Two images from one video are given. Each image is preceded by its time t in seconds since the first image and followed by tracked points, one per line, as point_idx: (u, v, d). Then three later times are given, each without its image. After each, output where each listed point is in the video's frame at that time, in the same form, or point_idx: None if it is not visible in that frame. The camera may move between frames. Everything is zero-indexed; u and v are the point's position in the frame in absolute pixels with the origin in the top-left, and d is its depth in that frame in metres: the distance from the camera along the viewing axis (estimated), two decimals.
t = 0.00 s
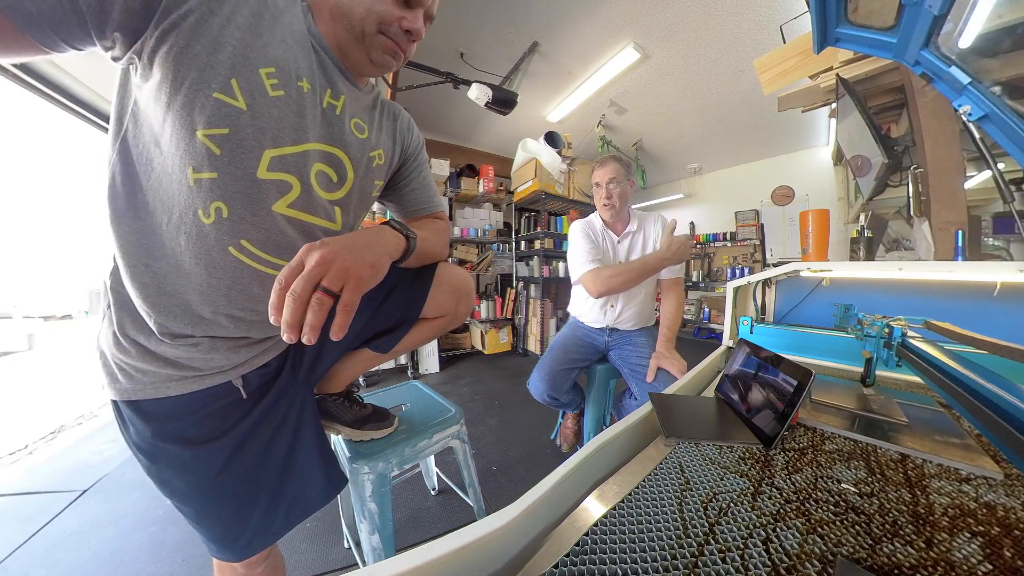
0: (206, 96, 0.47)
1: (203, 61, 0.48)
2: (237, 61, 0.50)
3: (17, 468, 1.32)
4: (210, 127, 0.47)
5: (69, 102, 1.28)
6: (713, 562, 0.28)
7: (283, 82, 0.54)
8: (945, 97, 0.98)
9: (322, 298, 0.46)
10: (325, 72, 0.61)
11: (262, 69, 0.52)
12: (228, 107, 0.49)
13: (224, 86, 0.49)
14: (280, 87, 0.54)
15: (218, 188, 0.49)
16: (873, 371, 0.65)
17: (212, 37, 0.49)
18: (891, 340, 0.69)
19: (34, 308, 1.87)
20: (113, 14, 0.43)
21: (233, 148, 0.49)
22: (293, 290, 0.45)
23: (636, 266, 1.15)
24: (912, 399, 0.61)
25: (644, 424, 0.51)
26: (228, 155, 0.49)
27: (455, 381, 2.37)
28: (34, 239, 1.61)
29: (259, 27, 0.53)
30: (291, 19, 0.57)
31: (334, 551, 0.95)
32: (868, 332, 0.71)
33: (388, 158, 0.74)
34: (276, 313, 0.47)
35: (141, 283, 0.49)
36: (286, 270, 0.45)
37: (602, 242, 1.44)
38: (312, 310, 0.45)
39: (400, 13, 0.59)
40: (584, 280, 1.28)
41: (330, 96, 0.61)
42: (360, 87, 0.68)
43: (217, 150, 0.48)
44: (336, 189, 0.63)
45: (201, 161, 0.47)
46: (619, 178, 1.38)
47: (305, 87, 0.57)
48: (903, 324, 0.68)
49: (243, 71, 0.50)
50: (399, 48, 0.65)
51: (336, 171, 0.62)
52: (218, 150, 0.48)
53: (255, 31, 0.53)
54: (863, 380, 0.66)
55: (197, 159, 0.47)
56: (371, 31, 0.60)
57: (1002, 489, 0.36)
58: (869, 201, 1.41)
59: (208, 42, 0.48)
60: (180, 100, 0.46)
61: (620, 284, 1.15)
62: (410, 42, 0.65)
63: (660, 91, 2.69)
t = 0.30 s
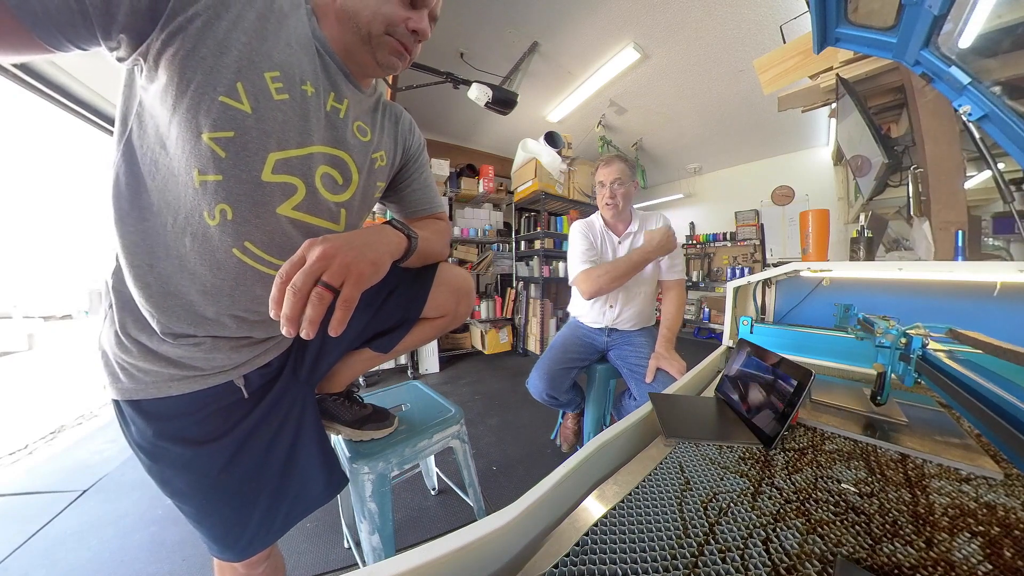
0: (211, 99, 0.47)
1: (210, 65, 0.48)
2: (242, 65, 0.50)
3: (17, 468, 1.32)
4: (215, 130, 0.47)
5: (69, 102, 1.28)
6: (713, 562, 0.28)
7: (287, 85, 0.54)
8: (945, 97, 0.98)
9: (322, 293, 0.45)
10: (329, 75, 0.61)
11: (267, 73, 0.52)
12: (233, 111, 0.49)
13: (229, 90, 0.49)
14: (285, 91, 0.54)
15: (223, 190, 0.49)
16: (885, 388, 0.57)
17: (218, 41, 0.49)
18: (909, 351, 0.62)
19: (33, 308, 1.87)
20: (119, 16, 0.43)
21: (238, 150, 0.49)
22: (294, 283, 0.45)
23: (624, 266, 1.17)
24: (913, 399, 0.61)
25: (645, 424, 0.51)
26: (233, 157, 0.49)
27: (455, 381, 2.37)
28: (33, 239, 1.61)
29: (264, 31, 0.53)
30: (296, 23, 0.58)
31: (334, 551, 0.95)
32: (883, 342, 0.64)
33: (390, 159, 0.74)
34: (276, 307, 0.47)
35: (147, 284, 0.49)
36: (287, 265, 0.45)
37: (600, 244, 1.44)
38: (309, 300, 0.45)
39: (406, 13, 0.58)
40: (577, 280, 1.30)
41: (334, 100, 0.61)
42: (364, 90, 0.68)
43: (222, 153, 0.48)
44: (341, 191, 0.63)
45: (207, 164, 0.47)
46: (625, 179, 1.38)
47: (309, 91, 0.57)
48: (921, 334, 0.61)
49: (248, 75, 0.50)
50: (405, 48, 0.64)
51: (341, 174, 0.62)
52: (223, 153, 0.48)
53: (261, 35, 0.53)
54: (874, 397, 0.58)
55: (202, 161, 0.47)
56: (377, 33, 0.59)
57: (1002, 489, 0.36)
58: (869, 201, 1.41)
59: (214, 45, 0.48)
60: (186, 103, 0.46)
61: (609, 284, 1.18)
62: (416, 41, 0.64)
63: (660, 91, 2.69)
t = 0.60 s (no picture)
0: (214, 102, 0.47)
1: (212, 67, 0.48)
2: (245, 67, 0.50)
3: (17, 468, 1.32)
4: (218, 132, 0.47)
5: (69, 102, 1.28)
6: (713, 562, 0.28)
7: (289, 88, 0.54)
8: (946, 97, 0.98)
9: (323, 291, 0.45)
10: (331, 78, 0.61)
11: (270, 76, 0.52)
12: (236, 113, 0.49)
13: (232, 92, 0.49)
14: (287, 93, 0.54)
15: (226, 192, 0.49)
16: (874, 372, 0.65)
17: (221, 43, 0.49)
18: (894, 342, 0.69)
19: (33, 308, 1.87)
20: (122, 18, 0.42)
21: (241, 153, 0.49)
22: (295, 281, 0.45)
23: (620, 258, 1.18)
24: (912, 399, 0.61)
25: (645, 423, 0.51)
26: (235, 159, 0.49)
27: (455, 381, 2.37)
28: (33, 239, 1.61)
29: (267, 34, 0.53)
30: (298, 26, 0.58)
31: (334, 551, 0.95)
32: (871, 334, 0.71)
33: (390, 161, 0.74)
34: (276, 305, 0.46)
35: (149, 285, 0.49)
36: (288, 264, 0.45)
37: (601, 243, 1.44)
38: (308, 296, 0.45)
39: (419, 29, 0.62)
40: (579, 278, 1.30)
41: (335, 102, 0.61)
42: (365, 92, 0.68)
43: (225, 155, 0.48)
44: (344, 192, 0.63)
45: (210, 165, 0.47)
46: (627, 179, 1.37)
47: (312, 94, 0.57)
48: (906, 326, 0.67)
49: (251, 78, 0.50)
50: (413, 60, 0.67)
51: (344, 175, 0.62)
52: (226, 155, 0.48)
53: (263, 37, 0.53)
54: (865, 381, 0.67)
55: (205, 163, 0.47)
56: (392, 47, 0.62)
57: (1002, 489, 0.36)
58: (869, 201, 1.41)
59: (217, 48, 0.48)
60: (189, 106, 0.46)
61: (610, 280, 1.18)
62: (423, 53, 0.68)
63: (660, 91, 2.69)
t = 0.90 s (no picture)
0: (214, 104, 0.47)
1: (213, 69, 0.48)
2: (246, 69, 0.50)
3: (17, 468, 1.32)
4: (218, 133, 0.47)
5: (69, 102, 1.28)
6: (713, 562, 0.28)
7: (290, 90, 0.54)
8: (945, 97, 0.98)
9: (323, 290, 0.45)
10: (331, 79, 0.61)
11: (270, 77, 0.52)
12: (236, 114, 0.49)
13: (233, 94, 0.49)
14: (288, 95, 0.54)
15: (227, 193, 0.49)
16: (871, 368, 0.68)
17: (222, 44, 0.49)
18: (889, 338, 0.71)
19: (33, 308, 1.87)
20: (124, 19, 0.42)
21: (241, 154, 0.49)
22: (294, 281, 0.45)
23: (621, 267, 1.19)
24: (912, 399, 0.61)
25: (645, 424, 0.51)
26: (236, 160, 0.49)
27: (455, 381, 2.37)
28: (33, 239, 1.61)
29: (268, 35, 0.53)
30: (299, 27, 0.58)
31: (334, 551, 0.95)
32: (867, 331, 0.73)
33: (390, 161, 0.74)
34: (276, 304, 0.46)
35: (150, 285, 0.49)
36: (287, 263, 0.45)
37: (600, 244, 1.45)
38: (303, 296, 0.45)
39: (423, 37, 0.64)
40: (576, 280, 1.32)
41: (335, 104, 0.61)
42: (365, 94, 0.68)
43: (226, 157, 0.48)
44: (344, 193, 0.63)
45: (211, 167, 0.47)
46: (624, 179, 1.38)
47: (312, 96, 0.57)
48: (901, 323, 0.70)
49: (251, 79, 0.50)
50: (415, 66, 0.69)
51: (344, 176, 0.62)
52: (227, 156, 0.48)
53: (264, 39, 0.52)
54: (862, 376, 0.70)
55: (206, 164, 0.47)
56: (397, 53, 0.63)
57: (1002, 489, 0.36)
58: (869, 201, 1.41)
59: (218, 50, 0.48)
60: (190, 108, 0.46)
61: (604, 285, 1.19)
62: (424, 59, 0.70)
63: (660, 91, 2.69)
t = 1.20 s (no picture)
0: (214, 105, 0.47)
1: (213, 70, 0.48)
2: (245, 70, 0.50)
3: (17, 468, 1.32)
4: (217, 135, 0.47)
5: (69, 102, 1.28)
6: (713, 562, 0.28)
7: (289, 91, 0.54)
8: (945, 97, 0.98)
9: (323, 293, 0.45)
10: (330, 80, 0.61)
11: (269, 78, 0.52)
12: (236, 116, 0.49)
13: (232, 95, 0.49)
14: (287, 96, 0.54)
15: (227, 194, 0.49)
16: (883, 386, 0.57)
17: (221, 46, 0.49)
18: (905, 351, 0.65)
19: (33, 308, 1.86)
20: (123, 21, 0.42)
21: (241, 156, 0.49)
22: (295, 284, 0.45)
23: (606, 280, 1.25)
24: (913, 399, 0.61)
25: (645, 424, 0.51)
26: (236, 162, 0.49)
27: (455, 381, 2.37)
28: (34, 239, 1.61)
29: (267, 36, 0.53)
30: (298, 28, 0.58)
31: (333, 551, 0.95)
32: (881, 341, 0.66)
33: (390, 161, 0.74)
34: (277, 307, 0.47)
35: (151, 287, 0.49)
36: (288, 266, 0.45)
37: (594, 245, 1.47)
38: (305, 295, 0.45)
39: (420, 33, 0.64)
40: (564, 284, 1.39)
41: (334, 104, 0.61)
42: (364, 93, 0.68)
43: (225, 158, 0.48)
44: (344, 193, 0.63)
45: (211, 168, 0.47)
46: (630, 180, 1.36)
47: (312, 96, 0.57)
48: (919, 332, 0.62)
49: (251, 81, 0.50)
50: (414, 63, 0.68)
51: (344, 177, 0.62)
52: (227, 158, 0.48)
53: (263, 40, 0.52)
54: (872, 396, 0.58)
55: (206, 166, 0.47)
56: (394, 49, 0.63)
57: (1002, 489, 0.36)
58: (869, 201, 1.41)
59: (217, 51, 0.48)
60: (190, 109, 0.46)
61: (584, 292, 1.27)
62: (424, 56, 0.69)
63: (660, 91, 2.69)
